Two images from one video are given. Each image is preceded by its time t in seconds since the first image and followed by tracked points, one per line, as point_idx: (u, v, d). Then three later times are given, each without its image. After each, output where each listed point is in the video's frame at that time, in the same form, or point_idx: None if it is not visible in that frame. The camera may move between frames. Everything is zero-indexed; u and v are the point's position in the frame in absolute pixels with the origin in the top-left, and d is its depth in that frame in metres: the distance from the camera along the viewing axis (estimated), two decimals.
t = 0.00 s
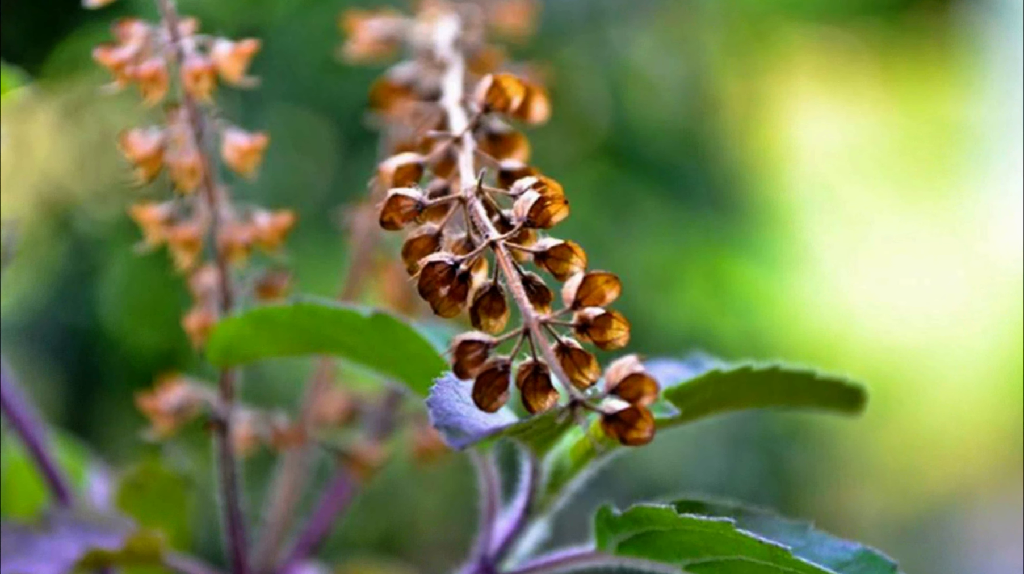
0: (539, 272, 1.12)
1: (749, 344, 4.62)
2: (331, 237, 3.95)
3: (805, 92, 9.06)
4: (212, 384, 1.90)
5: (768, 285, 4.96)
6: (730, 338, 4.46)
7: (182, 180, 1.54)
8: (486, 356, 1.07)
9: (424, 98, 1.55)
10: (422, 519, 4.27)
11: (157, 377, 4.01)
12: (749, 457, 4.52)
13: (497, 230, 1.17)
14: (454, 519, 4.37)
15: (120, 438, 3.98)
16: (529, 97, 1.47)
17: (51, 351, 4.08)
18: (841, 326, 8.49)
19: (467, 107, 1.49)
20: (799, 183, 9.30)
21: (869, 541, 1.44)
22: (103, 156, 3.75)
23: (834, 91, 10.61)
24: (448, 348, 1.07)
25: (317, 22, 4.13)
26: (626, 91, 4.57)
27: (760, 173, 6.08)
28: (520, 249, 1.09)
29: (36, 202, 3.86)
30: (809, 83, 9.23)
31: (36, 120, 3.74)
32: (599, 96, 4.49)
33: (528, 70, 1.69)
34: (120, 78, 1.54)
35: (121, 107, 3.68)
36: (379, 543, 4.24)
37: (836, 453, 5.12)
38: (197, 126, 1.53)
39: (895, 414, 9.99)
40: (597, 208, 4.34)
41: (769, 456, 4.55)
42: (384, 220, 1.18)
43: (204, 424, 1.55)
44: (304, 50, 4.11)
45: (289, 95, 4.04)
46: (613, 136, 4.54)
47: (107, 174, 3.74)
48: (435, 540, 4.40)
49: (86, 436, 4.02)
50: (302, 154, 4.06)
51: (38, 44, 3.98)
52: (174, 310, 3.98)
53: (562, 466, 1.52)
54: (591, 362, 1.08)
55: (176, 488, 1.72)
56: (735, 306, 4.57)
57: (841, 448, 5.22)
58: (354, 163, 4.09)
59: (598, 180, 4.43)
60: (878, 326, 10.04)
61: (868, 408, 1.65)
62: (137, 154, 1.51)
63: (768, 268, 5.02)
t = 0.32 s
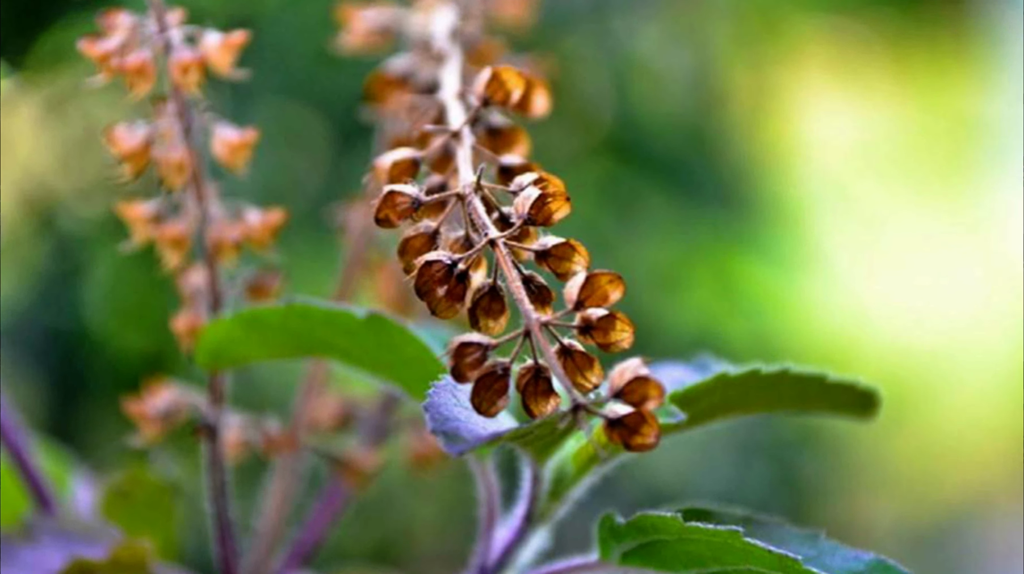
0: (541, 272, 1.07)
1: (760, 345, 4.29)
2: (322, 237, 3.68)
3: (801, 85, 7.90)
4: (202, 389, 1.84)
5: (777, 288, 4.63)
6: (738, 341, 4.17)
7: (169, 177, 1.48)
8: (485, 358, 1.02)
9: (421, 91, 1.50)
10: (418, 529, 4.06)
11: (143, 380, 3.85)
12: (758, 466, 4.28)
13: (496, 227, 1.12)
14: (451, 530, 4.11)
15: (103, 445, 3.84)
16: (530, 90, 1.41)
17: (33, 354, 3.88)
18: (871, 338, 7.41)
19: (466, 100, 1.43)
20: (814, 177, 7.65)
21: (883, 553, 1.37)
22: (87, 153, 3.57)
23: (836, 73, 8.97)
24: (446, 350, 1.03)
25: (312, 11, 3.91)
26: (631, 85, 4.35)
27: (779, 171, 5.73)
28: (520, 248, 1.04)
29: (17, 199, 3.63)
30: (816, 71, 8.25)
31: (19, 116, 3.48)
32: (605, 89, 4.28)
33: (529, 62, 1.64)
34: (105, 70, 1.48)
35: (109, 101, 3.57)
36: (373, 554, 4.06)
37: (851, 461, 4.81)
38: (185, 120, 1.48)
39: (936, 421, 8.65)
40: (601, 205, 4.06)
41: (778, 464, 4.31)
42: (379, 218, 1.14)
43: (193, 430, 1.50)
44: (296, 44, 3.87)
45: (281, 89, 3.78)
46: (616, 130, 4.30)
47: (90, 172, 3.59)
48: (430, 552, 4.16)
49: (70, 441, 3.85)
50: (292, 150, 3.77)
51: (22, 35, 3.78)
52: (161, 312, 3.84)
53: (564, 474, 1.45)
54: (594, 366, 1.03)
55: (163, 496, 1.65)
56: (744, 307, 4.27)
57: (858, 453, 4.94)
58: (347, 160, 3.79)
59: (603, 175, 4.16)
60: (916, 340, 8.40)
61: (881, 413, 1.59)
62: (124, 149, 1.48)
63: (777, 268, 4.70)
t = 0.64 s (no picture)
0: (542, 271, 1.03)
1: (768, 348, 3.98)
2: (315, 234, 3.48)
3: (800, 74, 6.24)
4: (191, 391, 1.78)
5: (794, 287, 4.29)
6: (746, 340, 3.91)
7: (156, 173, 1.43)
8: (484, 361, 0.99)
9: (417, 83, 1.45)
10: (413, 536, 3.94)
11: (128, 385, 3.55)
12: (767, 471, 3.98)
13: (495, 225, 1.09)
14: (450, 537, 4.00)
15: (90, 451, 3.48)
16: (530, 82, 1.34)
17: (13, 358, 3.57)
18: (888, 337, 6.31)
19: (464, 93, 1.38)
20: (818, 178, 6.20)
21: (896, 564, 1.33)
22: (71, 147, 3.45)
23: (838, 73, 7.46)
24: (442, 353, 1.00)
25: None
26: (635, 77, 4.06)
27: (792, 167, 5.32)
28: (521, 246, 1.00)
29: None
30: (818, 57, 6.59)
31: None
32: (606, 82, 4.01)
33: (529, 54, 1.59)
34: (90, 62, 1.42)
35: (92, 94, 3.48)
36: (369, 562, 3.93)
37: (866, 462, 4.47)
38: (172, 113, 1.42)
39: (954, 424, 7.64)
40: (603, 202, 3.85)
41: (789, 470, 4.01)
42: (375, 215, 1.09)
43: (181, 435, 1.44)
44: (287, 35, 3.64)
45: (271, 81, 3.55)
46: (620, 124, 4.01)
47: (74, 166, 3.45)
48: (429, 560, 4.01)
49: (50, 446, 3.51)
50: (285, 145, 3.53)
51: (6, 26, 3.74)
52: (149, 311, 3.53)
53: (566, 481, 1.38)
54: (597, 368, 0.99)
55: (150, 504, 1.58)
56: (753, 306, 3.98)
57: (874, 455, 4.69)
58: (341, 154, 3.56)
59: (605, 170, 3.92)
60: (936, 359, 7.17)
61: (896, 418, 1.53)
62: (109, 144, 1.42)
63: (791, 265, 4.37)
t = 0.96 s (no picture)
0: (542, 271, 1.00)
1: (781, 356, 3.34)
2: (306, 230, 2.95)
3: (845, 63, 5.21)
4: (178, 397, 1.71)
5: (804, 289, 3.54)
6: (757, 345, 3.30)
7: (142, 168, 1.38)
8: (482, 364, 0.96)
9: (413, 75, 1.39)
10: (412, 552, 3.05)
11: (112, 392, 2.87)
12: (778, 478, 3.33)
13: (495, 222, 1.04)
14: (446, 553, 3.09)
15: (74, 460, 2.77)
16: (532, 73, 1.29)
17: None
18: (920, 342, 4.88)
19: (461, 85, 1.32)
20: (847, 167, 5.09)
21: None
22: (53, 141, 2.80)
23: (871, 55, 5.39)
24: (440, 355, 0.97)
25: None
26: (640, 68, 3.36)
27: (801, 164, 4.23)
28: (522, 245, 0.97)
29: None
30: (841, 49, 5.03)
31: None
32: (610, 74, 3.32)
33: (529, 46, 1.55)
34: (72, 53, 1.36)
35: (78, 84, 2.83)
36: None
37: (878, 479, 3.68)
38: (158, 106, 1.36)
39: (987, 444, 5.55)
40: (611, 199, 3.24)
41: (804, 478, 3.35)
42: (368, 212, 1.04)
43: (168, 441, 1.39)
44: (277, 25, 3.04)
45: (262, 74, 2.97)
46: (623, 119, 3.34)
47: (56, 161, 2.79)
48: None
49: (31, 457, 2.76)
50: (276, 139, 2.95)
51: None
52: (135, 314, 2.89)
53: (567, 489, 1.32)
54: (600, 371, 0.97)
55: (136, 513, 1.52)
56: (763, 306, 3.35)
57: (893, 466, 4.00)
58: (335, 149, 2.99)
59: (609, 168, 3.27)
60: (1005, 362, 5.51)
61: (911, 423, 1.47)
62: (93, 137, 1.36)
63: (801, 264, 3.60)
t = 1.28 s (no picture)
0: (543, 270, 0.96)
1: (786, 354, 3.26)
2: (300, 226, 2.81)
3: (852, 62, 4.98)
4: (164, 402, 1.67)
5: (813, 287, 3.45)
6: (766, 348, 3.22)
7: (126, 162, 1.32)
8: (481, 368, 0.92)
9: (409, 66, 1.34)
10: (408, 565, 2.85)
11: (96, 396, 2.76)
12: (788, 487, 3.23)
13: (494, 219, 0.99)
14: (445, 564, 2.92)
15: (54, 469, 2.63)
16: (533, 64, 1.24)
17: None
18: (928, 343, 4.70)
19: (459, 77, 1.27)
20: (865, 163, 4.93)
21: None
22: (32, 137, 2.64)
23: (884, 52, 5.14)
24: (437, 358, 0.93)
25: None
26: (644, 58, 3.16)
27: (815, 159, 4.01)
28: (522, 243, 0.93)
29: None
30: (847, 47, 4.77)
31: None
32: (614, 65, 3.11)
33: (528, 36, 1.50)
34: (53, 43, 1.31)
35: (60, 76, 2.64)
36: None
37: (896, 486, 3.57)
38: (143, 99, 1.30)
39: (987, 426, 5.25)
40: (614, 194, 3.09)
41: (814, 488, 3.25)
42: (361, 209, 0.99)
43: (152, 448, 1.33)
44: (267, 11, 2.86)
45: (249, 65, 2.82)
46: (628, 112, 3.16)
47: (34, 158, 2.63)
48: None
49: (12, 465, 2.65)
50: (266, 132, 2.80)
51: None
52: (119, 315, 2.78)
53: (570, 497, 1.28)
54: (604, 376, 0.93)
55: (119, 522, 1.47)
56: (772, 307, 3.28)
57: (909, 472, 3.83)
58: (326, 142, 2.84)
59: (615, 162, 3.12)
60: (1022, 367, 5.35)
61: (927, 429, 1.41)
62: (75, 132, 1.31)
63: (812, 263, 3.49)
